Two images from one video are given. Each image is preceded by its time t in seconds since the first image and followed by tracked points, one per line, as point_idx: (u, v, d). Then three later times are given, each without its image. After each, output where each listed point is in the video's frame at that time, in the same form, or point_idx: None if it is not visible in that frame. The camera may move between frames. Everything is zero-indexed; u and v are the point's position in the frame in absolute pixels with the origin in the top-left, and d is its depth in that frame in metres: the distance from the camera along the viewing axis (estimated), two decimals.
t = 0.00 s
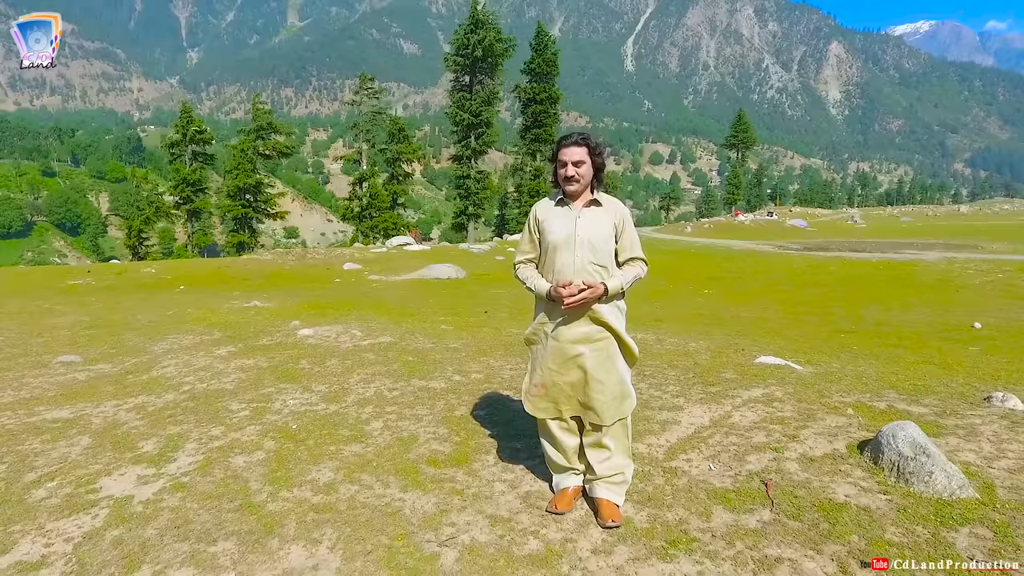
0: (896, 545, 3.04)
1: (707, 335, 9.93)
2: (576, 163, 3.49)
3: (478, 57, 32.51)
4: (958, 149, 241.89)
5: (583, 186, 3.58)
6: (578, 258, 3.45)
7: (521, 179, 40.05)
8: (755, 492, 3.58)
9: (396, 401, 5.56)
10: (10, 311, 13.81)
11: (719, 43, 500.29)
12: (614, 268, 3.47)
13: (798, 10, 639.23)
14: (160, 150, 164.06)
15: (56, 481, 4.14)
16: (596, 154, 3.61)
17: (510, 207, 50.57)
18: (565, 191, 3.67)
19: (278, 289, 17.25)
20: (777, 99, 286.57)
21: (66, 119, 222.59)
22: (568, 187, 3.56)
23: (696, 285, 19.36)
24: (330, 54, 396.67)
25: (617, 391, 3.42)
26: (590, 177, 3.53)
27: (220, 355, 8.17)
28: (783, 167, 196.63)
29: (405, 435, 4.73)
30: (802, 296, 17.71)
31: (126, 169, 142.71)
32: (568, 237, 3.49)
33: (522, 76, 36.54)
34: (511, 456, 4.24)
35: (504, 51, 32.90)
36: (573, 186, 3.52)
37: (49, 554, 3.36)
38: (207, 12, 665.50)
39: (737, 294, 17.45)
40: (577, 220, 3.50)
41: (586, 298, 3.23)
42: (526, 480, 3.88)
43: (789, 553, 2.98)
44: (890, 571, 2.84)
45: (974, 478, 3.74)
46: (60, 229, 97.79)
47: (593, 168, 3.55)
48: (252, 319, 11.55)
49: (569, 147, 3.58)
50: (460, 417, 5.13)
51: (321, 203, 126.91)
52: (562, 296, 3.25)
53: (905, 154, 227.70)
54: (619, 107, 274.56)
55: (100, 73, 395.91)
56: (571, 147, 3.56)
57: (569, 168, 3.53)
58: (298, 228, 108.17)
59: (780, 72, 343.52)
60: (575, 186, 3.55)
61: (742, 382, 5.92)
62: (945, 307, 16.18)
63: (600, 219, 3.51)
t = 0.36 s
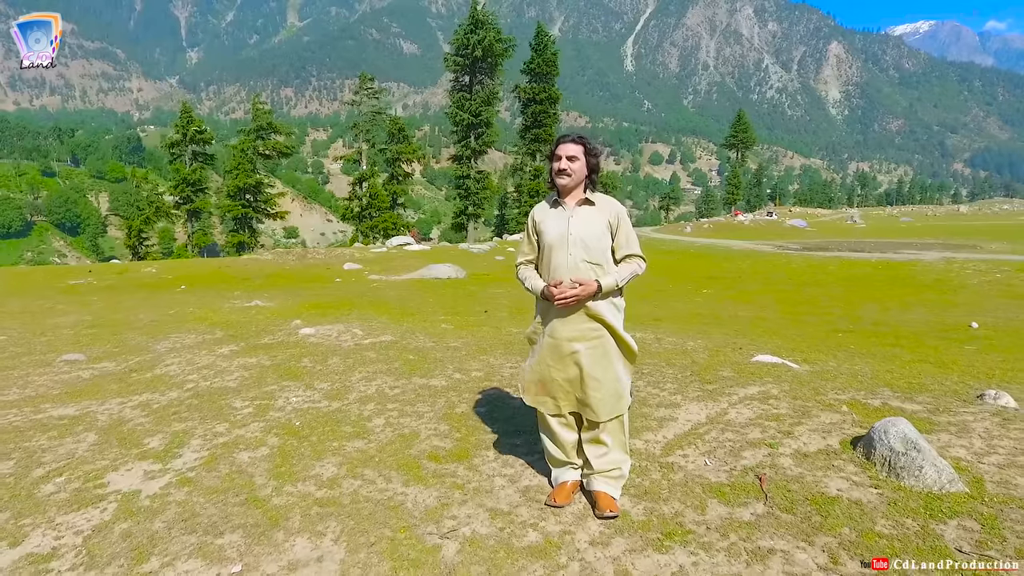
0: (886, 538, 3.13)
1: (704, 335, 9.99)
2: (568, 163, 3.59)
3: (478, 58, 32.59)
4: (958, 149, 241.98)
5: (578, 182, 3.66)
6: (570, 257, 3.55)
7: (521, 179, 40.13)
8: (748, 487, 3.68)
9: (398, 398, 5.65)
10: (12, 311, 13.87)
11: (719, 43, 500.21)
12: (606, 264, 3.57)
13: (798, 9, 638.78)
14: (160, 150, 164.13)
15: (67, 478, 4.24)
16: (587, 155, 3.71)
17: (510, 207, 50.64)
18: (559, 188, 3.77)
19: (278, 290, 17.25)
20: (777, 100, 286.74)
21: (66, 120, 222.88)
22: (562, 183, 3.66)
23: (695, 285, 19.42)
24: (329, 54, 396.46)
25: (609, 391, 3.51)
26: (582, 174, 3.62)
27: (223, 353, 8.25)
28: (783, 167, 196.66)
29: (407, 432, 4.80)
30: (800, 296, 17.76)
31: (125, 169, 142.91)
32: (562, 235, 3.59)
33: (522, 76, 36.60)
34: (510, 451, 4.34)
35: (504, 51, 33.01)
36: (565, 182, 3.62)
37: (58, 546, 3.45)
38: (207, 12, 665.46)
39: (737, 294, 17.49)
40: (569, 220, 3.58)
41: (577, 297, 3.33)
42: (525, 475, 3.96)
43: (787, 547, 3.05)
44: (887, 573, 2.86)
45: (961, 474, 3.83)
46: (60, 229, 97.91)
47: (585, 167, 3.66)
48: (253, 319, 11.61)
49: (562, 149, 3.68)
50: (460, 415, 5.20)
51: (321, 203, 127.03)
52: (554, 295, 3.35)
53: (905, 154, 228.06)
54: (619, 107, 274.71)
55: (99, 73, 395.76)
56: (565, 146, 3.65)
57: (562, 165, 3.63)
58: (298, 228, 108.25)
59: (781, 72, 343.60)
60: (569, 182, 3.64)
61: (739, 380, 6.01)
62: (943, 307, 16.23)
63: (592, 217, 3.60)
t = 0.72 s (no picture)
0: (872, 524, 3.27)
1: (700, 333, 10.12)
2: (565, 164, 3.75)
3: (478, 58, 32.73)
4: (958, 149, 242.28)
5: (574, 183, 3.83)
6: (567, 255, 3.70)
7: (520, 179, 40.30)
8: (738, 476, 3.82)
9: (400, 392, 5.81)
10: (17, 309, 14.02)
11: (719, 43, 500.30)
12: (601, 262, 3.72)
13: (798, 10, 639.77)
14: (160, 150, 164.28)
15: (83, 469, 4.39)
16: (585, 156, 3.85)
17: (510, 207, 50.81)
18: (557, 187, 3.92)
19: (280, 289, 17.35)
20: (777, 100, 287.04)
21: (66, 119, 223.05)
22: (558, 182, 3.81)
23: (693, 284, 19.54)
24: (329, 54, 396.57)
25: (604, 382, 3.67)
26: (578, 174, 3.77)
27: (227, 350, 8.41)
28: (783, 167, 196.86)
29: (409, 424, 4.96)
30: (797, 296, 17.85)
31: (125, 169, 143.12)
32: (557, 233, 3.75)
33: (522, 76, 36.70)
34: (509, 441, 4.51)
35: (504, 51, 33.16)
36: (562, 182, 3.77)
37: (78, 530, 3.61)
38: (207, 11, 665.79)
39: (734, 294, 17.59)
40: (565, 218, 3.75)
41: (571, 292, 3.48)
42: (525, 463, 4.11)
43: (772, 531, 3.20)
44: (883, 565, 2.90)
45: (942, 461, 4.00)
46: (60, 228, 98.14)
47: (582, 169, 3.82)
48: (256, 317, 11.74)
49: (560, 150, 3.84)
50: (460, 409, 5.35)
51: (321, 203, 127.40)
52: (549, 288, 3.50)
53: (904, 154, 228.19)
54: (618, 107, 275.02)
55: (99, 72, 395.89)
56: (561, 148, 3.82)
57: (558, 166, 3.79)
58: (298, 228, 108.41)
59: (781, 73, 344.06)
60: (565, 182, 3.79)
61: (733, 375, 6.18)
62: (939, 307, 16.31)
63: (586, 217, 3.74)
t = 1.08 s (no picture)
0: (847, 504, 3.49)
1: (695, 332, 10.28)
2: (566, 166, 3.95)
3: (478, 58, 32.87)
4: (958, 149, 242.31)
5: (572, 184, 4.02)
6: (566, 252, 3.90)
7: (521, 179, 40.51)
8: (727, 462, 4.02)
9: (404, 387, 6.02)
10: (25, 308, 14.23)
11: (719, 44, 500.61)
12: (597, 259, 3.92)
13: (798, 10, 639.20)
14: (160, 150, 164.42)
15: (101, 459, 4.59)
16: (584, 160, 4.06)
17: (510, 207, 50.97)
18: (556, 188, 4.12)
19: (283, 289, 17.51)
20: (777, 100, 287.53)
21: (65, 119, 223.31)
22: (558, 184, 4.01)
23: (692, 284, 19.63)
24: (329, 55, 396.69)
25: (599, 374, 3.88)
26: (577, 177, 3.99)
27: (234, 348, 8.60)
28: (783, 167, 197.14)
29: (413, 416, 5.16)
30: (793, 295, 18.00)
31: (125, 169, 143.15)
32: (556, 232, 3.95)
33: (522, 76, 36.81)
34: (509, 433, 4.69)
35: (504, 52, 33.36)
36: (564, 184, 3.95)
37: (101, 514, 3.82)
38: (206, 11, 665.64)
39: (732, 293, 17.67)
40: (565, 217, 3.93)
41: (568, 289, 3.68)
42: (524, 453, 4.32)
43: (756, 515, 3.40)
44: (871, 556, 3.00)
45: (920, 449, 4.20)
46: (60, 229, 98.28)
47: (581, 172, 4.01)
48: (260, 316, 11.97)
49: (560, 153, 4.04)
50: (462, 402, 5.55)
51: (321, 203, 127.48)
52: (547, 285, 3.70)
53: (904, 154, 228.56)
54: (618, 107, 275.15)
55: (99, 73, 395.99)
56: (562, 152, 4.01)
57: (559, 169, 3.98)
58: (298, 228, 108.76)
59: (780, 73, 344.23)
60: (565, 182, 3.98)
61: (726, 371, 6.39)
62: (935, 306, 16.44)
63: (584, 217, 3.94)
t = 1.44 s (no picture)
0: (827, 493, 3.72)
1: (692, 331, 10.52)
2: (566, 174, 4.17)
3: (477, 59, 33.05)
4: (957, 149, 242.39)
5: (570, 192, 4.26)
6: (563, 255, 4.12)
7: (520, 179, 40.80)
8: (718, 454, 4.24)
9: (408, 383, 6.29)
10: (32, 308, 14.46)
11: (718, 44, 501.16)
12: (594, 262, 4.14)
13: (797, 10, 639.61)
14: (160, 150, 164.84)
15: (123, 451, 4.85)
16: (583, 167, 4.29)
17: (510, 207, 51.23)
18: (557, 194, 4.35)
19: (285, 289, 17.72)
20: (776, 100, 288.10)
21: (65, 120, 223.71)
22: (560, 191, 4.25)
23: (689, 284, 19.88)
24: (329, 55, 397.37)
25: (593, 370, 4.11)
26: (577, 185, 4.22)
27: (241, 346, 8.83)
28: (782, 167, 197.53)
29: (418, 411, 5.40)
30: (788, 295, 18.32)
31: (125, 169, 143.48)
32: (556, 235, 4.18)
33: (522, 77, 36.99)
34: (509, 427, 4.92)
35: (504, 52, 33.50)
36: (563, 191, 4.20)
37: (124, 502, 4.06)
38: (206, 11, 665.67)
39: (728, 294, 17.90)
40: (564, 222, 4.18)
41: (565, 288, 3.92)
42: (523, 445, 4.56)
43: (745, 506, 3.60)
44: (845, 539, 3.23)
45: (896, 440, 4.46)
46: (60, 229, 98.60)
47: (582, 178, 4.24)
48: (266, 315, 12.25)
49: (561, 162, 4.27)
50: (467, 399, 5.74)
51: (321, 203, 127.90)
52: (548, 283, 3.92)
53: (904, 154, 228.85)
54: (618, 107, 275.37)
55: (98, 72, 396.53)
56: (563, 162, 4.25)
57: (559, 177, 4.21)
58: (298, 228, 109.21)
59: (780, 73, 344.66)
60: (565, 191, 4.21)
61: (718, 368, 6.64)
62: (928, 306, 16.65)
63: (583, 223, 4.18)
